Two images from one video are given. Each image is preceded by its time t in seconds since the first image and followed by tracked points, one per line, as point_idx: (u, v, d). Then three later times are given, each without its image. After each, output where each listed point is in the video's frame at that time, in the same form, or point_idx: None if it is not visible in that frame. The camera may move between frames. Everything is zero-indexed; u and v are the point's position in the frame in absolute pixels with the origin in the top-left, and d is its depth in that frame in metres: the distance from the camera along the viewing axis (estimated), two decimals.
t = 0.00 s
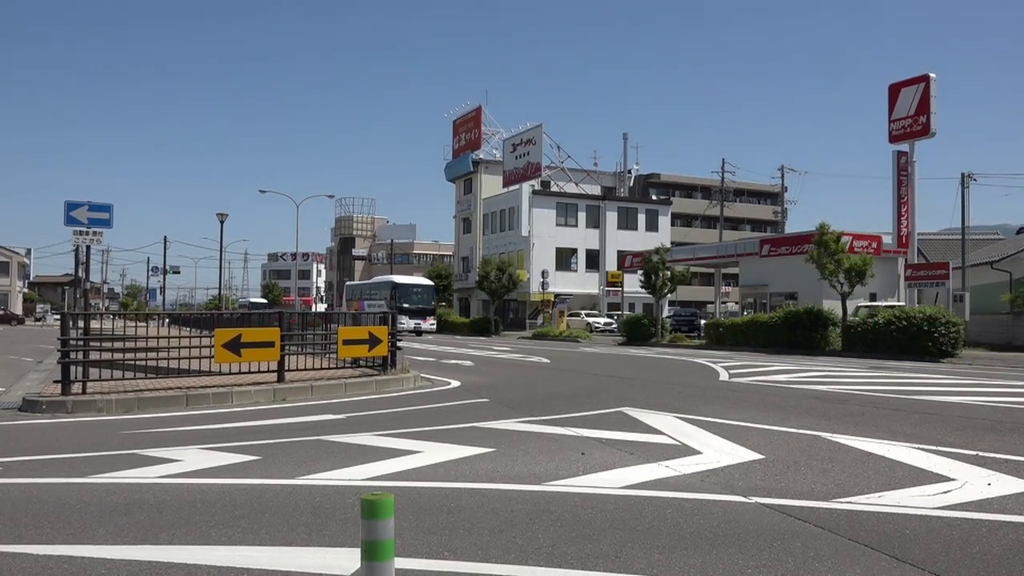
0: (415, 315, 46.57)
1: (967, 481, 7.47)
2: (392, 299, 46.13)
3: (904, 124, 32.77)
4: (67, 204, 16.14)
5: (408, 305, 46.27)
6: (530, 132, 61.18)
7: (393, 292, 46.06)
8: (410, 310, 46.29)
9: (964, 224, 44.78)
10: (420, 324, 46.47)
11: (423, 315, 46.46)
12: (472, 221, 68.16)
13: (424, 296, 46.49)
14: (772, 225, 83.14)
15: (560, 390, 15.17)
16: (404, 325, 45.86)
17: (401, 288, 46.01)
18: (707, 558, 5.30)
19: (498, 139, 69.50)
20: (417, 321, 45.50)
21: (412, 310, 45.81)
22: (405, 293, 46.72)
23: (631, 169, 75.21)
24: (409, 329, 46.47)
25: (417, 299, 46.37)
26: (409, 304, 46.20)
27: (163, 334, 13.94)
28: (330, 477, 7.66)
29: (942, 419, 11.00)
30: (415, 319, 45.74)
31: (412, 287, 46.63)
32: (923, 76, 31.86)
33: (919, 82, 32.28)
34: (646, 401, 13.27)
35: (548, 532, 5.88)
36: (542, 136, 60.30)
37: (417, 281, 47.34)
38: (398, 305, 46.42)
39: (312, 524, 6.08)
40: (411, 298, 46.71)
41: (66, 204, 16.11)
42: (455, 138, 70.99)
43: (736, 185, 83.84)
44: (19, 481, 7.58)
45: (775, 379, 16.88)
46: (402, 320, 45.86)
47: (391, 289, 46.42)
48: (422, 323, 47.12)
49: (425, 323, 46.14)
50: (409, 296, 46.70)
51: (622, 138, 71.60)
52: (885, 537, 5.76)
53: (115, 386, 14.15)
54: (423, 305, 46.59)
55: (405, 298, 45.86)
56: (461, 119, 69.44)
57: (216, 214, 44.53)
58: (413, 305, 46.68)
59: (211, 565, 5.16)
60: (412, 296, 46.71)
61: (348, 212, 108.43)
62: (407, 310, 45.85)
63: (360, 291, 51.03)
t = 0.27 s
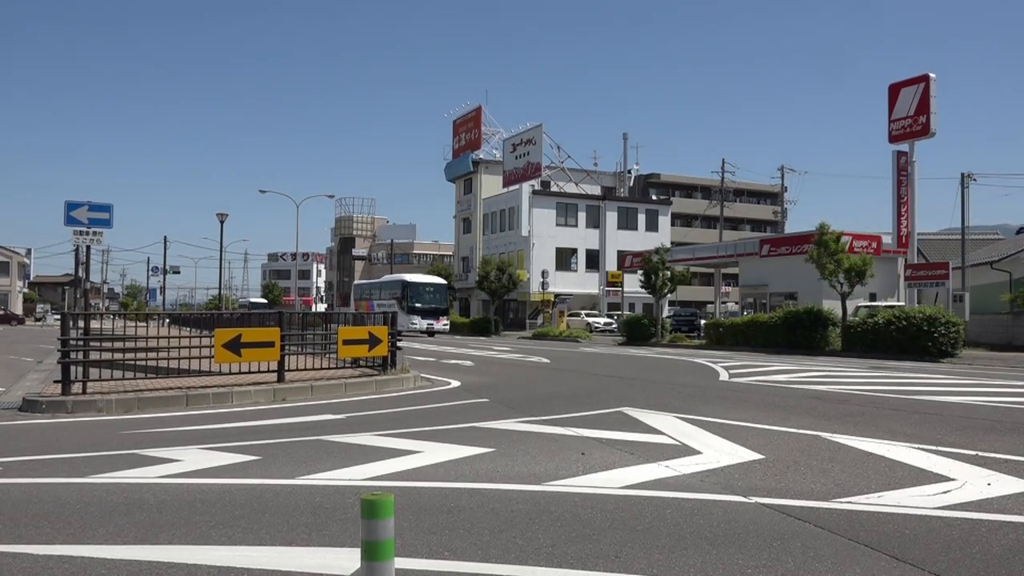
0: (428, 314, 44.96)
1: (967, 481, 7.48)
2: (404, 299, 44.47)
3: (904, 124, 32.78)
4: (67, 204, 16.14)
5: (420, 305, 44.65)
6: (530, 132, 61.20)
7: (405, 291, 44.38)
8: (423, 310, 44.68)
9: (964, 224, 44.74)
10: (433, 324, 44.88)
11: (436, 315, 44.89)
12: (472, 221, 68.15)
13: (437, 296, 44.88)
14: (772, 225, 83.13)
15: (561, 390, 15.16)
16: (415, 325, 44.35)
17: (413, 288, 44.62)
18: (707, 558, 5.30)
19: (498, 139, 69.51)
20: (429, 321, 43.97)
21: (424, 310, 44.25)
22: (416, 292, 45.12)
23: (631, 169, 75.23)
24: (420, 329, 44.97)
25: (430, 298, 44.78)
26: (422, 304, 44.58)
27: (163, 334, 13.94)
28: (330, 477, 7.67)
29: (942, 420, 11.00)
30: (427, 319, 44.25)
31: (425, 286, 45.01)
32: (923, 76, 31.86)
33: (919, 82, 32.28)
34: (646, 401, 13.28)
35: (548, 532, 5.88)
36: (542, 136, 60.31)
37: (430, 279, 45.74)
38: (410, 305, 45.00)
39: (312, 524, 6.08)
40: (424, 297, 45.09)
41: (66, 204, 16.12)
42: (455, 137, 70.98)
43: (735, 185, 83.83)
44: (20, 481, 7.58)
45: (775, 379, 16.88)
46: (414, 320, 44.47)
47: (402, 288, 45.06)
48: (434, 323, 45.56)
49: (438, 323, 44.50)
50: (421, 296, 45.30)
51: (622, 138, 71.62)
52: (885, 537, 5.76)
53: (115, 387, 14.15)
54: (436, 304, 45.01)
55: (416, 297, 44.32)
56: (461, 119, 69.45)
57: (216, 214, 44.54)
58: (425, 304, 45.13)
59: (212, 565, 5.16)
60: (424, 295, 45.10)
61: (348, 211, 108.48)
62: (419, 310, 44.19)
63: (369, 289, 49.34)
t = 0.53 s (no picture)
0: (441, 314, 43.63)
1: (967, 481, 7.48)
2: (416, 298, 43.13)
3: (904, 124, 32.78)
4: (67, 203, 16.14)
5: (433, 305, 43.27)
6: (530, 132, 61.21)
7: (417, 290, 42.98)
8: (435, 310, 43.36)
9: (964, 224, 44.71)
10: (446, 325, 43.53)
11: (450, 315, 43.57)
12: (472, 221, 68.14)
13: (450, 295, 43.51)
14: (772, 225, 83.10)
15: (561, 390, 15.16)
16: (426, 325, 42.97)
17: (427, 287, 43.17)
18: (708, 558, 5.30)
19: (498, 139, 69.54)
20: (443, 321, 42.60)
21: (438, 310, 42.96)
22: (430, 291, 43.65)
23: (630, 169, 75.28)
24: (433, 330, 43.65)
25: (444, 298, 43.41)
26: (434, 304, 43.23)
27: (163, 334, 13.94)
28: (331, 477, 7.66)
29: (942, 419, 11.00)
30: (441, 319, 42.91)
31: (438, 286, 43.59)
32: (923, 76, 31.87)
33: (919, 82, 32.28)
34: (646, 400, 13.29)
35: (548, 532, 5.88)
36: (542, 136, 60.32)
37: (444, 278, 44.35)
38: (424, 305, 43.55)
39: (312, 524, 6.08)
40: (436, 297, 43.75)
41: (66, 204, 16.13)
42: (455, 137, 70.98)
43: (735, 185, 83.82)
44: (20, 480, 7.59)
45: (775, 379, 16.89)
46: (426, 319, 43.13)
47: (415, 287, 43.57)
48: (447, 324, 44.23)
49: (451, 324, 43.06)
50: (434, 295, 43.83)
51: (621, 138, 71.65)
52: (885, 537, 5.76)
53: (115, 386, 14.13)
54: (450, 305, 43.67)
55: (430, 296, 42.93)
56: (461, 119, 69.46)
57: (216, 214, 44.52)
58: (438, 304, 43.85)
59: (212, 564, 5.16)
60: (437, 295, 43.76)
61: (348, 212, 108.50)
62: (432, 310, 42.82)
63: (381, 289, 47.86)
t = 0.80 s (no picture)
0: (456, 314, 42.13)
1: (967, 481, 7.48)
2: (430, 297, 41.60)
3: (904, 124, 32.77)
4: (67, 204, 16.14)
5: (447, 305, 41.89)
6: (530, 132, 61.17)
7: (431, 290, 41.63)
8: (451, 310, 41.88)
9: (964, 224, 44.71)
10: (462, 325, 42.08)
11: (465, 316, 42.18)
12: (472, 221, 68.12)
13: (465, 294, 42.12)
14: (772, 225, 83.13)
15: (562, 390, 15.15)
16: (441, 326, 41.45)
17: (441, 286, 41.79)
18: (708, 558, 5.30)
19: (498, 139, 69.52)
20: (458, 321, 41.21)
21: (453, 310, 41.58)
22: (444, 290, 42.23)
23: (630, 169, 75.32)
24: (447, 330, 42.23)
25: (458, 297, 42.03)
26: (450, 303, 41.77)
27: (162, 334, 13.94)
28: (331, 477, 7.67)
29: (942, 419, 11.00)
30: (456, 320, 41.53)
31: (452, 285, 42.20)
32: (923, 76, 31.85)
33: (919, 82, 32.26)
34: (646, 400, 13.30)
35: (548, 532, 5.88)
36: (542, 136, 60.31)
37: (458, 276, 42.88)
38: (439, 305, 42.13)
39: (312, 524, 6.08)
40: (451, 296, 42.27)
41: (66, 204, 16.13)
42: (455, 138, 70.95)
43: (735, 185, 83.84)
44: (20, 481, 7.58)
45: (775, 379, 16.88)
46: (440, 320, 41.73)
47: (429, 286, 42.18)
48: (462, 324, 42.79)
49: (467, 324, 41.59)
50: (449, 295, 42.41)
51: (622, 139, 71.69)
52: (885, 537, 5.76)
53: (115, 386, 14.13)
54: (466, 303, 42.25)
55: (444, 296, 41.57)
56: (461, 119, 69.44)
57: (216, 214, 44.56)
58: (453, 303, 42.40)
59: (212, 564, 5.16)
60: (452, 293, 42.28)
61: (348, 212, 108.60)
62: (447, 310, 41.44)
63: (393, 288, 46.40)
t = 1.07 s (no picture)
0: (472, 314, 39.98)
1: (966, 480, 7.48)
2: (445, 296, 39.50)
3: (904, 124, 32.77)
4: (67, 204, 16.13)
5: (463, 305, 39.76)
6: (530, 132, 61.13)
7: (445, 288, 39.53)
8: (467, 310, 39.72)
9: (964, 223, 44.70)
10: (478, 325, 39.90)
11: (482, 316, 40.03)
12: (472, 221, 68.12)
13: (482, 293, 39.96)
14: (772, 225, 83.12)
15: (562, 390, 15.15)
16: (456, 327, 39.34)
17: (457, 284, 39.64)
18: (708, 558, 5.30)
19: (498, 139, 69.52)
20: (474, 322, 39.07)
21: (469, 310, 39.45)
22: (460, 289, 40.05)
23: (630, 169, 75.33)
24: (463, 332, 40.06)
25: (474, 296, 39.87)
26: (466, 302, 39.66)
27: (162, 334, 13.94)
28: (331, 477, 7.67)
29: (942, 419, 11.00)
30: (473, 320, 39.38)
31: (469, 283, 39.96)
32: (923, 76, 31.85)
33: (920, 82, 32.26)
34: (646, 401, 13.29)
35: (548, 532, 5.88)
36: (542, 136, 60.29)
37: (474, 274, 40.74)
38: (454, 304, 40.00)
39: (312, 524, 6.08)
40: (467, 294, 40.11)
41: (66, 204, 16.11)
42: (455, 138, 70.92)
43: (735, 185, 83.85)
44: (20, 481, 7.58)
45: (775, 379, 16.87)
46: (456, 320, 39.57)
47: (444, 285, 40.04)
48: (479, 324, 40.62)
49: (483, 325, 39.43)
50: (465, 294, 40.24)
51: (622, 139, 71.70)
52: (885, 537, 5.75)
53: (115, 386, 14.12)
54: (482, 303, 40.07)
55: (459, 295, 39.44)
56: (461, 119, 69.41)
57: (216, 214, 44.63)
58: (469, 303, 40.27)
59: (212, 565, 5.16)
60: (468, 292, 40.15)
61: (348, 212, 108.66)
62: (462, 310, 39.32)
63: (406, 287, 44.14)
